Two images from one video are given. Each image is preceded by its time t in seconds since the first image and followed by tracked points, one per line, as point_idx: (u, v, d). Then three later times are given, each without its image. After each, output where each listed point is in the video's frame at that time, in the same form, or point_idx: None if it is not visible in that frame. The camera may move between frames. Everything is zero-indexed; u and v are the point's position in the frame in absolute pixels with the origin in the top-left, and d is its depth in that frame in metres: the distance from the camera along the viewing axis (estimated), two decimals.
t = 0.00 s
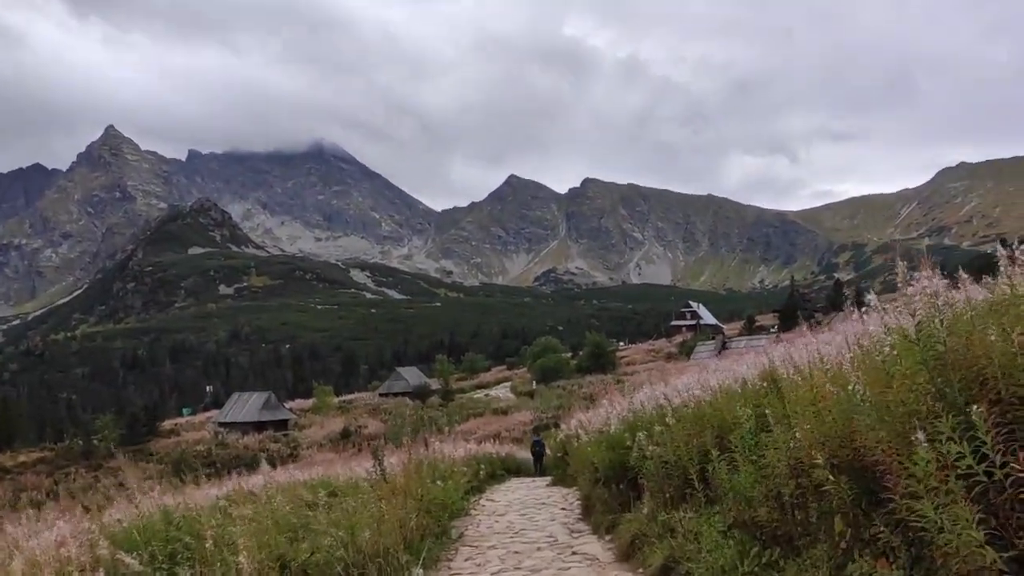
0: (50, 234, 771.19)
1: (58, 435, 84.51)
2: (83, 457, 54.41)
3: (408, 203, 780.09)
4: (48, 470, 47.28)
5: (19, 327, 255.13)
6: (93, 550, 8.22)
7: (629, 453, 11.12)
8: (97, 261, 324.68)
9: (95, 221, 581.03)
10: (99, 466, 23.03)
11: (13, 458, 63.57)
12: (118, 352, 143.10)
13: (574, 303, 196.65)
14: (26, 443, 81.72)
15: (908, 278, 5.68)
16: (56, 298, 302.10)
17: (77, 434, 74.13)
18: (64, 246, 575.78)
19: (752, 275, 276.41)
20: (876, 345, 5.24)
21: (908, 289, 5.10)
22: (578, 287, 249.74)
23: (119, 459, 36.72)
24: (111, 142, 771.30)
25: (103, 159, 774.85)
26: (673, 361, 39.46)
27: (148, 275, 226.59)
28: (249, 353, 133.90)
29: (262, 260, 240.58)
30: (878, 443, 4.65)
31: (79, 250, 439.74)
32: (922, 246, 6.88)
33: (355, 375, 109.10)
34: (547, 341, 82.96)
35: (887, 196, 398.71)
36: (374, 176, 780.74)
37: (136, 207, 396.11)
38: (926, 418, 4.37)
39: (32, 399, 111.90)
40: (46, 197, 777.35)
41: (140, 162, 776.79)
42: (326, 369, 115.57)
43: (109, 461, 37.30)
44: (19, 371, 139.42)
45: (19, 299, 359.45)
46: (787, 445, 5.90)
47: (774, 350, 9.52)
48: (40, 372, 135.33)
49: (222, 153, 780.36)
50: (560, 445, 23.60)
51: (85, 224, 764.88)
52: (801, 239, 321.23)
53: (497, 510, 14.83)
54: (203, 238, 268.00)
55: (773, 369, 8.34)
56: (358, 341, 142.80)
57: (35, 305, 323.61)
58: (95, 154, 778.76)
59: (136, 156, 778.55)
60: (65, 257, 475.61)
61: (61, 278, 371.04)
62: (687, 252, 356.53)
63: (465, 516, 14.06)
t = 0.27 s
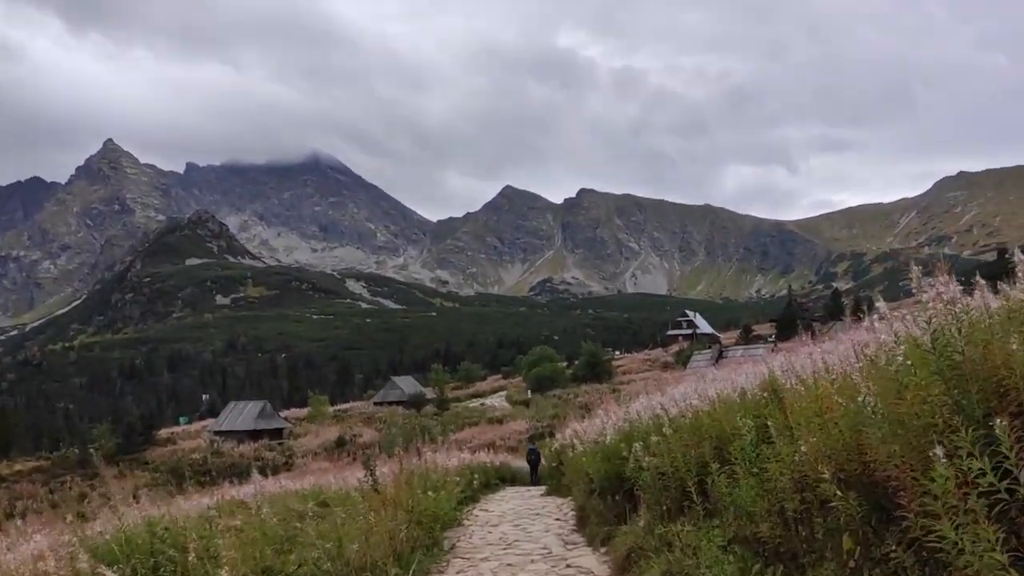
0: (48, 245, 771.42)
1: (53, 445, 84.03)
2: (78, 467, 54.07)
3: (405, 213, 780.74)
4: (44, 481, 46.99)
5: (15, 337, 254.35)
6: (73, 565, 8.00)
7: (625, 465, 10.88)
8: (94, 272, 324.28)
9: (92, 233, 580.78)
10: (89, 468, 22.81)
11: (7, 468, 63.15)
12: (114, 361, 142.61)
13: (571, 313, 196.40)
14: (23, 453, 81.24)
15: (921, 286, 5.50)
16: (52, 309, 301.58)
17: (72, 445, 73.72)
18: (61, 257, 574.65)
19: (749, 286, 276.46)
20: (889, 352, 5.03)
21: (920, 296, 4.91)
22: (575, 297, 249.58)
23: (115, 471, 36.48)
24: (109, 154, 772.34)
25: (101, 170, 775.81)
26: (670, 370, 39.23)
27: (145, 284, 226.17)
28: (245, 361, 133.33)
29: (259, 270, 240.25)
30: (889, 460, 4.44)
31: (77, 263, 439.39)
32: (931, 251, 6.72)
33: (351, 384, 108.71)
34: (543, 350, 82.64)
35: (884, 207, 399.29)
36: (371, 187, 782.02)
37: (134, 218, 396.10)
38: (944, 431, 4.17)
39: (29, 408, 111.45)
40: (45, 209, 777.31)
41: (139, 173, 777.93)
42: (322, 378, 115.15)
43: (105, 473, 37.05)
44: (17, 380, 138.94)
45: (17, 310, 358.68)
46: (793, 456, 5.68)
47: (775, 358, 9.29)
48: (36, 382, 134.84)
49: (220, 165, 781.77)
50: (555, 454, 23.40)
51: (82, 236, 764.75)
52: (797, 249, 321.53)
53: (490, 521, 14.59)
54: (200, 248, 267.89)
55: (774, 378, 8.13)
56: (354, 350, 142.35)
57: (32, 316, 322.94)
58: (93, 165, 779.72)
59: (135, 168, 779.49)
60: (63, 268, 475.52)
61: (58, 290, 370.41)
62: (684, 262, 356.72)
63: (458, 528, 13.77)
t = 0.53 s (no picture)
0: (53, 231, 773.54)
1: (56, 428, 84.25)
2: (81, 450, 54.15)
3: (407, 200, 780.06)
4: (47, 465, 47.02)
5: (19, 322, 254.95)
6: (63, 552, 7.82)
7: (625, 454, 10.65)
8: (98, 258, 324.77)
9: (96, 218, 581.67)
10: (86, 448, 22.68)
11: (12, 450, 63.32)
12: (117, 346, 142.87)
13: (572, 300, 196.31)
14: (26, 436, 81.32)
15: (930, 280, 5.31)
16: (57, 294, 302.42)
17: (76, 428, 73.88)
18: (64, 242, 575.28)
19: (751, 274, 276.13)
20: (905, 337, 4.73)
21: (941, 285, 4.62)
22: (577, 284, 249.38)
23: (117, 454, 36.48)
24: (113, 140, 772.33)
25: (106, 156, 776.04)
26: (671, 358, 39.02)
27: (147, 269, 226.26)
28: (247, 347, 133.34)
29: (261, 256, 240.20)
30: (907, 447, 4.23)
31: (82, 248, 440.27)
32: (944, 238, 6.49)
33: (353, 370, 108.72)
34: (544, 337, 82.49)
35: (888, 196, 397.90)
36: (373, 174, 781.43)
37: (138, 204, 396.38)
38: (962, 426, 3.94)
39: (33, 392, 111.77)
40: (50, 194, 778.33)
41: (144, 160, 778.56)
42: (323, 364, 115.16)
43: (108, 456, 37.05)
44: (20, 364, 139.27)
45: (21, 295, 359.76)
46: (798, 446, 5.45)
47: (782, 344, 9.01)
48: (40, 365, 135.11)
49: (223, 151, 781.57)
50: (556, 442, 23.24)
51: (87, 221, 766.67)
52: (799, 237, 320.82)
53: (488, 509, 14.32)
54: (203, 234, 267.85)
55: (779, 364, 7.89)
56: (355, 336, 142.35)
57: (36, 301, 323.83)
58: (98, 151, 780.26)
59: (140, 154, 779.87)
60: (67, 253, 476.48)
61: (63, 275, 371.18)
62: (686, 250, 356.40)
63: (455, 515, 13.57)
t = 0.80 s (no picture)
0: (60, 201, 776.06)
1: (61, 396, 84.69)
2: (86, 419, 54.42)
3: (410, 173, 778.29)
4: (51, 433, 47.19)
5: (26, 292, 256.05)
6: (50, 517, 7.60)
7: (625, 428, 10.42)
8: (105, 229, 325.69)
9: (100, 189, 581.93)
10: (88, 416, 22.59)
11: (19, 417, 63.73)
12: (122, 316, 143.27)
13: (574, 275, 196.15)
14: (32, 403, 81.89)
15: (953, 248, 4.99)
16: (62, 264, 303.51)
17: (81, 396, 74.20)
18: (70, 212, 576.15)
19: (753, 250, 275.73)
20: (926, 305, 4.42)
21: (969, 251, 4.30)
22: (579, 259, 249.10)
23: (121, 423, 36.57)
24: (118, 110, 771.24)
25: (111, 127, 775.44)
26: (672, 333, 38.87)
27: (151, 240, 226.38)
28: (250, 319, 133.47)
29: (264, 228, 240.00)
30: (926, 422, 3.95)
31: (88, 218, 441.40)
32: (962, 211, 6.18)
33: (354, 343, 108.93)
34: (544, 311, 82.33)
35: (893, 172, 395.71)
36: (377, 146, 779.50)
37: (143, 175, 396.42)
38: (991, 400, 3.66)
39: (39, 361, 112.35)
40: (56, 164, 778.90)
41: (150, 131, 777.97)
42: (325, 336, 115.38)
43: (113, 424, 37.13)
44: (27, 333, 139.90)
45: (29, 264, 361.43)
46: (809, 421, 5.17)
47: (789, 319, 8.73)
48: (46, 334, 135.60)
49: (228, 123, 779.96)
50: (556, 417, 23.08)
51: (92, 191, 767.69)
52: (803, 213, 319.66)
53: (486, 483, 14.17)
54: (206, 205, 267.58)
55: (785, 338, 7.61)
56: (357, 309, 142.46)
57: (43, 271, 325.32)
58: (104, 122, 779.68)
59: (146, 125, 779.12)
60: (73, 223, 477.47)
61: (69, 244, 372.47)
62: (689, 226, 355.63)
63: (451, 488, 13.39)
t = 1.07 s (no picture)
0: (65, 176, 777.07)
1: (66, 369, 85.08)
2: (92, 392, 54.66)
3: (413, 149, 776.67)
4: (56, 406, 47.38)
5: (31, 267, 256.73)
6: (41, 486, 7.42)
7: (624, 405, 10.25)
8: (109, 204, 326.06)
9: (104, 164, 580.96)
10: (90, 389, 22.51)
11: (25, 390, 64.02)
12: (127, 291, 143.62)
13: (575, 252, 195.88)
14: (38, 376, 82.31)
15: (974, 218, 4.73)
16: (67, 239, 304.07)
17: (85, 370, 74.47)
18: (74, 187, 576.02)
19: (756, 227, 274.83)
20: (945, 276, 4.18)
21: (990, 223, 4.07)
22: (581, 236, 248.72)
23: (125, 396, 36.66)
24: (122, 84, 769.43)
25: (115, 102, 773.93)
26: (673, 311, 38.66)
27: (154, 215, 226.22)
28: (253, 293, 133.47)
29: (266, 204, 239.57)
30: (944, 404, 3.74)
31: (92, 193, 442.01)
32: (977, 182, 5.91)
33: (357, 319, 109.06)
34: (544, 288, 82.13)
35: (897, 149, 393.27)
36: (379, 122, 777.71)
37: (147, 151, 395.91)
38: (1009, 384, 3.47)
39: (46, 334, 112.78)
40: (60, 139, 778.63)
41: (153, 106, 776.61)
42: (328, 312, 115.48)
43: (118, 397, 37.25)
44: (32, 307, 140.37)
45: (34, 239, 362.33)
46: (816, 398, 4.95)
47: (793, 295, 8.50)
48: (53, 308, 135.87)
49: (230, 98, 778.17)
50: (556, 393, 22.99)
51: (96, 166, 767.64)
52: (806, 190, 318.38)
53: (484, 459, 14.05)
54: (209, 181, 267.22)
55: (789, 315, 7.39)
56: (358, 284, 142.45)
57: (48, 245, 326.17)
58: (108, 97, 778.32)
59: (150, 100, 777.71)
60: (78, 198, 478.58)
61: (74, 220, 373.02)
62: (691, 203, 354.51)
63: (449, 464, 13.25)
